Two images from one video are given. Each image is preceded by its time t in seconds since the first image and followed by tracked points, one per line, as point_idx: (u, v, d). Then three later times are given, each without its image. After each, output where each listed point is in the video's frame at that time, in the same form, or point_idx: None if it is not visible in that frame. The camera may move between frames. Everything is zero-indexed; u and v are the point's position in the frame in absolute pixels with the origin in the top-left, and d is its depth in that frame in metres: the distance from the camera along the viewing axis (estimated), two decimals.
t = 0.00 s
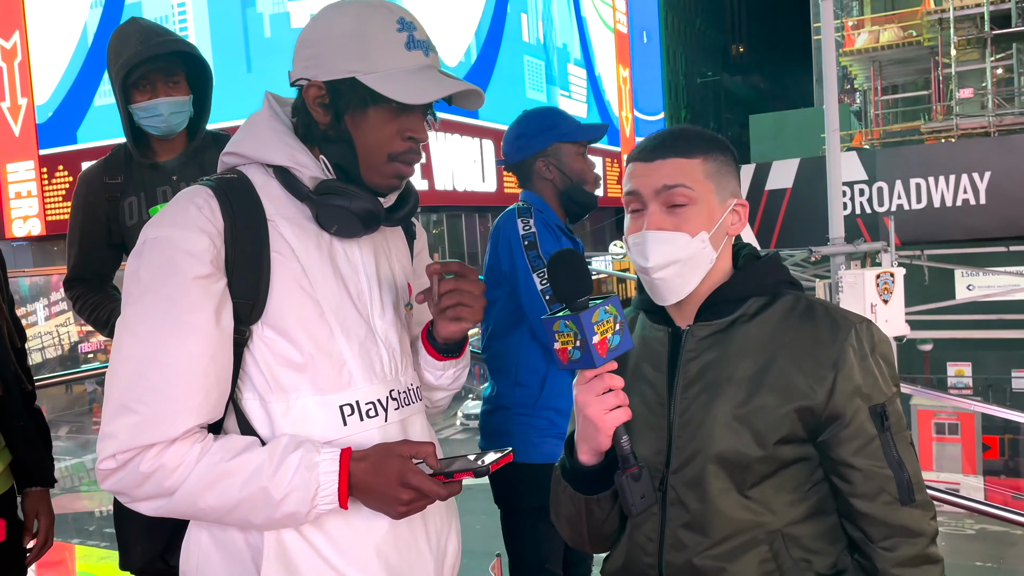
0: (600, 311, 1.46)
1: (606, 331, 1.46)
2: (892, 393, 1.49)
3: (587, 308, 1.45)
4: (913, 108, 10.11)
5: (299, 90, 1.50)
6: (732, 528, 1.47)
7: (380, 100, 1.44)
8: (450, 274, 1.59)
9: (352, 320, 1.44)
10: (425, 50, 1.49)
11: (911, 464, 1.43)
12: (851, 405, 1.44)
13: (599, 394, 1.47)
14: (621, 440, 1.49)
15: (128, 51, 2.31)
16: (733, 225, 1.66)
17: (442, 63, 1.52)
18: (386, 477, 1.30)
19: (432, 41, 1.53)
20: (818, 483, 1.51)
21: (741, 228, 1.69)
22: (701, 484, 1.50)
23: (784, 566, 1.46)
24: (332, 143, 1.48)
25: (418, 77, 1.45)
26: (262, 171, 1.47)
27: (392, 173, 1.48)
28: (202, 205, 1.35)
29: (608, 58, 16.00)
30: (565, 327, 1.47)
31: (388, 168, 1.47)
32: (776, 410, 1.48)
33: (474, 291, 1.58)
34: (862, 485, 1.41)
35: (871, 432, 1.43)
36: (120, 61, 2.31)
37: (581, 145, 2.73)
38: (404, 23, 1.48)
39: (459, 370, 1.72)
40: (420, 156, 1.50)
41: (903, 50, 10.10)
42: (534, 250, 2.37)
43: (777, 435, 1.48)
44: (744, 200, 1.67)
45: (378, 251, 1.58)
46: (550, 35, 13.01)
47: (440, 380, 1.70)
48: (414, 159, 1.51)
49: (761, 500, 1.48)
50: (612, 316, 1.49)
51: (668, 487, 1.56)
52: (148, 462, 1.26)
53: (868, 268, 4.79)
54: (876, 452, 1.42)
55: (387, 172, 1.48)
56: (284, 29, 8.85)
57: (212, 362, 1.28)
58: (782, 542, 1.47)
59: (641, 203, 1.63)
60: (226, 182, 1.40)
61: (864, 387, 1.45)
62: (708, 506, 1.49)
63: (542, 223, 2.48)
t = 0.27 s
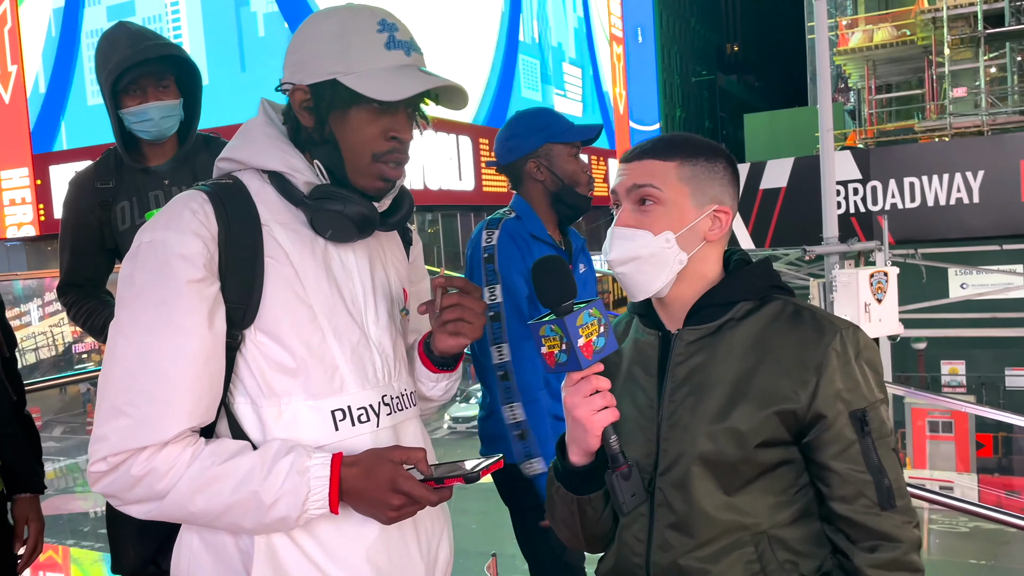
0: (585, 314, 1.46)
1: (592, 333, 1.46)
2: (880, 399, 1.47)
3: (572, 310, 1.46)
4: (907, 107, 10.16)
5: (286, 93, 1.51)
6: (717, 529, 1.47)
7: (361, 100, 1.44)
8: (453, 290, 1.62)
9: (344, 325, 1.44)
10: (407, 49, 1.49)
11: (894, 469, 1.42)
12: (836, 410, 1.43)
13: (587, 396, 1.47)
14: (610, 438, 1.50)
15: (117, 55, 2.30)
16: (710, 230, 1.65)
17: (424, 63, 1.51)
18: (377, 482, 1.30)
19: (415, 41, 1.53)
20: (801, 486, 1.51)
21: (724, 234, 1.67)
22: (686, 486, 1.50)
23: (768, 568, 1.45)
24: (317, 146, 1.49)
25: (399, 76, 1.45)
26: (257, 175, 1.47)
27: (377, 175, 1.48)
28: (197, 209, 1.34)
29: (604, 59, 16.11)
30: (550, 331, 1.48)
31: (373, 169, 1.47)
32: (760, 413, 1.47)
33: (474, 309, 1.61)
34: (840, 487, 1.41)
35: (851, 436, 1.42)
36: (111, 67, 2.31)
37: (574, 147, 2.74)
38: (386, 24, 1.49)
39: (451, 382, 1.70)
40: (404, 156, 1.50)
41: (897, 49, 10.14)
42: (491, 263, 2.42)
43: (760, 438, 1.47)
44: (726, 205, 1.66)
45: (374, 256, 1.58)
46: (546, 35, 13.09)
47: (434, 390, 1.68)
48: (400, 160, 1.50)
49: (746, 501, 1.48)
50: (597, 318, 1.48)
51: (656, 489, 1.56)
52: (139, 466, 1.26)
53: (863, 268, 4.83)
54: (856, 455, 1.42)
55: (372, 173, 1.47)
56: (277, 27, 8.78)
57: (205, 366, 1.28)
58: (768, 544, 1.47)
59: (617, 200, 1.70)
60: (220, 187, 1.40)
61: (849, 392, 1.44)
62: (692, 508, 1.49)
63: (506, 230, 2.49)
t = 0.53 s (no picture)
0: (573, 322, 1.46)
1: (580, 341, 1.46)
2: (864, 402, 1.44)
3: (562, 320, 1.46)
4: (902, 107, 10.21)
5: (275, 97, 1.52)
6: (703, 527, 1.48)
7: (347, 102, 1.45)
8: (445, 288, 1.61)
9: (336, 328, 1.45)
10: (390, 50, 1.50)
11: (875, 472, 1.41)
12: (817, 409, 1.42)
13: (575, 401, 1.51)
14: (600, 440, 1.53)
15: (102, 63, 2.31)
16: (673, 241, 1.61)
17: (408, 63, 1.52)
18: (369, 484, 1.31)
19: (398, 41, 1.54)
20: (788, 487, 1.50)
21: (690, 236, 1.62)
22: (674, 484, 1.51)
23: (754, 567, 1.45)
24: (306, 151, 1.50)
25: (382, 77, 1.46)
26: (250, 182, 1.48)
27: (366, 178, 1.50)
28: (190, 216, 1.35)
29: (600, 58, 16.16)
30: (541, 338, 1.50)
31: (362, 174, 1.49)
32: (741, 413, 1.47)
33: (466, 310, 1.59)
34: (817, 488, 1.41)
35: (831, 437, 1.41)
36: (100, 69, 2.31)
37: (560, 148, 2.76)
38: (369, 26, 1.50)
39: (445, 387, 1.71)
40: (390, 157, 1.51)
41: (892, 49, 10.18)
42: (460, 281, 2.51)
43: (744, 438, 1.46)
44: (677, 208, 1.60)
45: (367, 261, 1.58)
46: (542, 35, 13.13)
47: (431, 394, 1.69)
48: (389, 164, 1.52)
49: (733, 501, 1.48)
50: (586, 325, 1.49)
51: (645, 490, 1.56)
52: (135, 470, 1.27)
53: (858, 268, 4.86)
54: (835, 456, 1.40)
55: (360, 176, 1.49)
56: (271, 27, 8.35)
57: (199, 370, 1.29)
58: (755, 543, 1.46)
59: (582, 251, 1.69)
60: (213, 193, 1.41)
61: (828, 394, 1.42)
62: (681, 504, 1.50)
63: (481, 244, 2.54)
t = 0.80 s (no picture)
0: (577, 328, 1.45)
1: (581, 349, 1.46)
2: (856, 390, 1.41)
3: (565, 327, 1.45)
4: (900, 108, 10.24)
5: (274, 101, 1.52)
6: (706, 529, 1.49)
7: (348, 112, 1.45)
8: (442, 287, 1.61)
9: (331, 330, 1.45)
10: (392, 61, 1.50)
11: (871, 460, 1.38)
12: (803, 402, 1.40)
13: (578, 407, 1.52)
14: (605, 446, 1.51)
15: (100, 64, 2.32)
16: (622, 285, 1.59)
17: (409, 74, 1.52)
18: (363, 486, 1.32)
19: (401, 53, 1.54)
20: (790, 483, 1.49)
21: (637, 272, 1.59)
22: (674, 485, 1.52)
23: (762, 565, 1.46)
24: (305, 156, 1.51)
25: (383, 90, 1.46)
26: (246, 186, 1.48)
27: (364, 183, 1.50)
28: (185, 220, 1.35)
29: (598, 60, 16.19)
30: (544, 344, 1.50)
31: (360, 178, 1.49)
32: (730, 414, 1.47)
33: (458, 311, 1.59)
34: (812, 481, 1.41)
35: (821, 429, 1.40)
36: (96, 70, 2.31)
37: (546, 148, 2.76)
38: (373, 36, 1.50)
39: (440, 391, 1.71)
40: (390, 165, 1.52)
41: (890, 51, 10.22)
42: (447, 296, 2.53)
43: (738, 438, 1.47)
44: (612, 255, 1.59)
45: (362, 263, 1.59)
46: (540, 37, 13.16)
47: (427, 396, 1.69)
48: (387, 169, 1.52)
49: (737, 501, 1.49)
50: (590, 333, 1.47)
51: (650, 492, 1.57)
52: (131, 472, 1.27)
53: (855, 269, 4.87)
54: (826, 449, 1.39)
55: (359, 181, 1.49)
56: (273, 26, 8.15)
57: (194, 372, 1.29)
58: (761, 541, 1.47)
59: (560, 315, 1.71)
60: (209, 196, 1.41)
61: (812, 387, 1.40)
62: (684, 508, 1.51)
63: (469, 258, 2.57)
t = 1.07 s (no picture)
0: (579, 349, 1.47)
1: (587, 366, 1.48)
2: (846, 382, 1.39)
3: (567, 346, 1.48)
4: (899, 110, 10.25)
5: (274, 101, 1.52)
6: (724, 540, 1.48)
7: (349, 110, 1.45)
8: (439, 290, 1.58)
9: (329, 331, 1.44)
10: (393, 58, 1.50)
11: (869, 454, 1.35)
12: (791, 403, 1.39)
13: (593, 423, 1.52)
14: (623, 461, 1.51)
15: (105, 63, 2.32)
16: (604, 322, 1.61)
17: (410, 71, 1.53)
18: (361, 489, 1.31)
19: (401, 49, 1.54)
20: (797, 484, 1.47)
21: (620, 309, 1.61)
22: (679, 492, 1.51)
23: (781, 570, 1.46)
24: (306, 155, 1.49)
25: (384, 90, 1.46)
26: (246, 184, 1.47)
27: (367, 182, 1.49)
28: (183, 219, 1.35)
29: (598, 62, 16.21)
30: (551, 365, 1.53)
31: (363, 177, 1.48)
32: (724, 428, 1.45)
33: (456, 313, 1.57)
34: (813, 484, 1.39)
35: (811, 430, 1.38)
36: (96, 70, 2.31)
37: (538, 149, 2.74)
38: (372, 33, 1.50)
39: (438, 394, 1.70)
40: (391, 163, 1.51)
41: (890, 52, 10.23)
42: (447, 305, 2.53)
43: (736, 447, 1.46)
44: (593, 293, 1.61)
45: (362, 263, 1.58)
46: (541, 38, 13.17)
47: (426, 398, 1.68)
48: (389, 168, 1.51)
49: (750, 507, 1.48)
50: (595, 350, 1.49)
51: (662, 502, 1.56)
52: (127, 473, 1.27)
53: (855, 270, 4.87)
54: (820, 449, 1.37)
55: (361, 179, 1.48)
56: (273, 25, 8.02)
57: (191, 374, 1.28)
58: (778, 546, 1.46)
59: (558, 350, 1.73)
60: (210, 195, 1.40)
61: (800, 389, 1.39)
62: (696, 525, 1.50)
63: (465, 264, 2.57)
